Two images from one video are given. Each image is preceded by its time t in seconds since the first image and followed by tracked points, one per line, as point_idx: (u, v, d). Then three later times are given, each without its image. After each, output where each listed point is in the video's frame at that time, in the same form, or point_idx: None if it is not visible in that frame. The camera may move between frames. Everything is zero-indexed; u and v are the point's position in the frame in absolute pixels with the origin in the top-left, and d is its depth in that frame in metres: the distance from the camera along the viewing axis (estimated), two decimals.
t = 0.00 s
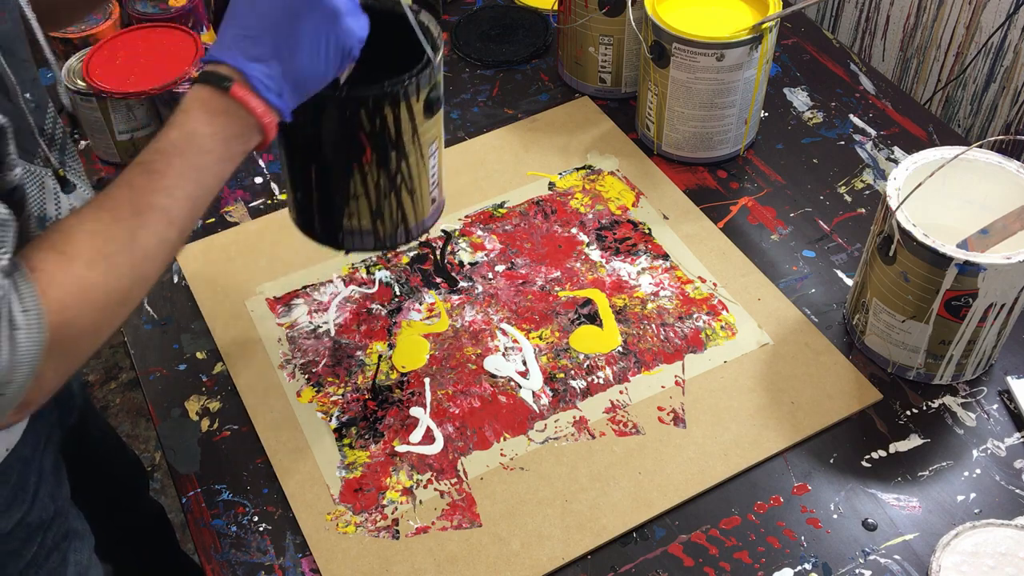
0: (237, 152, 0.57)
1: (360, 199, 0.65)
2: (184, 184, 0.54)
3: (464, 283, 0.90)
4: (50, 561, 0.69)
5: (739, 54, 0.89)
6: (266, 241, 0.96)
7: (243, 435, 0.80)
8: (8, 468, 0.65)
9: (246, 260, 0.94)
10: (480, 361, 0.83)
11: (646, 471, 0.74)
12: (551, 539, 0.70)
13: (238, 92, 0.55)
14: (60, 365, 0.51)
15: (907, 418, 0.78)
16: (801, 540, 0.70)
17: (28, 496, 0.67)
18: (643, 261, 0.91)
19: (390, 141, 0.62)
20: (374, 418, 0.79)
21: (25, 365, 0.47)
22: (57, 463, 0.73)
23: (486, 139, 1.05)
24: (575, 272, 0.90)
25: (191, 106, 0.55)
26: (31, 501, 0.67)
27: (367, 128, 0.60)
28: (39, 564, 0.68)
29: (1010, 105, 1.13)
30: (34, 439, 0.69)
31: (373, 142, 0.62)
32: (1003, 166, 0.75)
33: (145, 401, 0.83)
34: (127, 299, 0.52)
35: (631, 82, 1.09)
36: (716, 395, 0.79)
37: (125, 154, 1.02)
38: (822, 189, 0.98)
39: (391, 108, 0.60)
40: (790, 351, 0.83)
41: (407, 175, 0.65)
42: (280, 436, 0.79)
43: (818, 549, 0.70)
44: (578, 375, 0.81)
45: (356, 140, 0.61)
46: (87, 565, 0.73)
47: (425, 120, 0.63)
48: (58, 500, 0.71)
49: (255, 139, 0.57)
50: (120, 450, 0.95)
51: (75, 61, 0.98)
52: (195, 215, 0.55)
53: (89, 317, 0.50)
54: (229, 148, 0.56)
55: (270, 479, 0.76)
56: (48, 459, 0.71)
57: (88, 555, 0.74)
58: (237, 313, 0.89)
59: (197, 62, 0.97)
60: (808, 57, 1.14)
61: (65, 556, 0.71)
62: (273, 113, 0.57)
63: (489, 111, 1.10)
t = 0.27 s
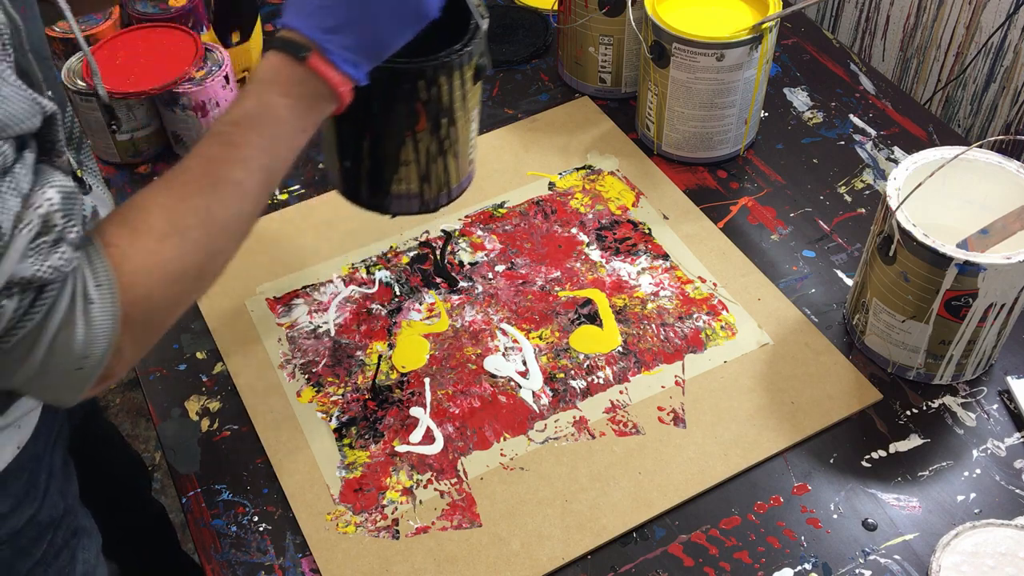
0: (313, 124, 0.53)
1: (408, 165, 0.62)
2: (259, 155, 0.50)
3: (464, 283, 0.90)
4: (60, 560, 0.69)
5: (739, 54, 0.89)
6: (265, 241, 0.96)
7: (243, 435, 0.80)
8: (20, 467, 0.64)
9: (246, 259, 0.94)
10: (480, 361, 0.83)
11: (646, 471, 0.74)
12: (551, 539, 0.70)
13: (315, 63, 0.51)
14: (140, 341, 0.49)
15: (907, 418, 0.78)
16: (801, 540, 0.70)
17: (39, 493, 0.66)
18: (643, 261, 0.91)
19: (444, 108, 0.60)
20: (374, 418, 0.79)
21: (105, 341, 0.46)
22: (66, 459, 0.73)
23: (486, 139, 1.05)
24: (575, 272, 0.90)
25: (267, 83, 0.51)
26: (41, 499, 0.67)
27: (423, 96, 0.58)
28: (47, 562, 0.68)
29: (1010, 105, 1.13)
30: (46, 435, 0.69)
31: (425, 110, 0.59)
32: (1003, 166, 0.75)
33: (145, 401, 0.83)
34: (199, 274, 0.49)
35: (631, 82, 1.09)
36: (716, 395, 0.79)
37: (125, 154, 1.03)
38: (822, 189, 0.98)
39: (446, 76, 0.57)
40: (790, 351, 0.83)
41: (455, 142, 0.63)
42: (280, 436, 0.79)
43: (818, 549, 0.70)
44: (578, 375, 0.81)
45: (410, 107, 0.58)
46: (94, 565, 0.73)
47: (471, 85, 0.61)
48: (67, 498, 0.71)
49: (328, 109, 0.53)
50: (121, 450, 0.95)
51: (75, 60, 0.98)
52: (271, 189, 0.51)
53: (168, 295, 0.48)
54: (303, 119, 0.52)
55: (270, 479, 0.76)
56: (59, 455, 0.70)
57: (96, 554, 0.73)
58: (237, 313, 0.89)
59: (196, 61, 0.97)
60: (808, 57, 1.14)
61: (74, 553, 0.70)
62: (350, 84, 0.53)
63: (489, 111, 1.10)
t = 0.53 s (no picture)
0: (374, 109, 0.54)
1: (480, 154, 0.65)
2: (317, 141, 0.51)
3: (464, 283, 0.90)
4: (61, 561, 0.69)
5: (739, 54, 0.89)
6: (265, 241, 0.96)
7: (243, 435, 0.80)
8: (23, 467, 0.64)
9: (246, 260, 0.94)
10: (480, 361, 0.83)
11: (646, 471, 0.74)
12: (551, 539, 0.70)
13: (375, 44, 0.52)
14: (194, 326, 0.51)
15: (907, 418, 0.78)
16: (801, 540, 0.70)
17: (42, 493, 0.67)
18: (643, 261, 0.91)
19: (512, 98, 0.63)
20: (374, 418, 0.79)
21: (156, 322, 0.48)
22: (66, 462, 0.73)
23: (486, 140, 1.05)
24: (575, 272, 0.90)
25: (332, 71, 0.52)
26: (45, 499, 0.67)
27: (497, 89, 0.61)
28: (50, 561, 0.67)
29: (1010, 105, 1.13)
30: (48, 438, 0.69)
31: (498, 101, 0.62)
32: (1003, 166, 0.75)
33: (145, 401, 0.83)
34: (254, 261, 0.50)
35: (631, 82, 1.09)
36: (716, 395, 0.79)
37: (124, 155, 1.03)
38: (822, 189, 0.98)
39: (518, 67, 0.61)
40: (790, 351, 0.83)
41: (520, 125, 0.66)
42: (280, 436, 0.79)
43: (818, 549, 0.70)
44: (578, 375, 0.81)
45: (485, 101, 0.61)
46: (95, 566, 0.73)
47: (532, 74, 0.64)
48: (69, 500, 0.71)
49: (393, 92, 0.55)
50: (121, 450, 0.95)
51: (74, 60, 0.98)
52: (331, 174, 0.53)
53: (217, 277, 0.49)
54: (366, 105, 0.53)
55: (270, 479, 0.77)
56: (60, 457, 0.71)
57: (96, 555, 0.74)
58: (237, 313, 0.89)
59: (196, 61, 0.97)
60: (808, 57, 1.14)
61: (75, 554, 0.70)
62: (410, 66, 0.54)
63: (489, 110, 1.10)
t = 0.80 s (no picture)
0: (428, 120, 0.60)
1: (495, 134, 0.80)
2: (372, 145, 0.56)
3: (464, 283, 0.90)
4: (62, 561, 0.68)
5: (739, 54, 0.89)
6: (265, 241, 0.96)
7: (243, 435, 0.80)
8: (25, 467, 0.65)
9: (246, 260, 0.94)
10: (480, 361, 0.83)
11: (646, 471, 0.74)
12: (551, 539, 0.70)
13: (432, 64, 0.60)
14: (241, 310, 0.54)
15: (907, 418, 0.78)
16: (801, 540, 0.70)
17: (43, 494, 0.66)
18: (643, 261, 0.91)
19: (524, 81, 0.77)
20: (374, 418, 0.79)
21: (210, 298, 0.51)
22: (67, 463, 0.73)
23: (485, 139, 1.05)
24: (575, 272, 0.90)
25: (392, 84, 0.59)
26: (46, 500, 0.67)
27: (510, 74, 0.75)
28: (51, 562, 0.67)
29: (1010, 105, 1.13)
30: (49, 438, 0.69)
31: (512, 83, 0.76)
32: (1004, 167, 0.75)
33: (145, 401, 0.83)
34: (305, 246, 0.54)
35: (631, 82, 1.09)
36: (716, 395, 0.79)
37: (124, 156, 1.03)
38: (822, 189, 0.98)
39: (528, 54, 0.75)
40: (790, 351, 0.83)
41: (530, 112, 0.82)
42: (280, 436, 0.79)
43: (818, 549, 0.70)
44: (578, 375, 0.81)
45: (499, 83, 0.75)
46: (96, 566, 0.73)
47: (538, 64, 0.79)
48: (70, 499, 0.70)
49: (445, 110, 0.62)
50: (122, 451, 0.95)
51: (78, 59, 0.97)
52: (382, 178, 0.58)
53: (269, 260, 0.53)
54: (420, 116, 0.59)
55: (270, 479, 0.76)
56: (61, 458, 0.71)
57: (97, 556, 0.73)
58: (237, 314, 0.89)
59: (196, 61, 0.97)
60: (808, 57, 1.14)
61: (76, 555, 0.70)
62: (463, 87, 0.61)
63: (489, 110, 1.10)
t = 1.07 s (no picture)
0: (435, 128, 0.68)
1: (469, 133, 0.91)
2: (381, 152, 0.62)
3: (464, 283, 0.90)
4: (70, 557, 0.68)
5: (739, 54, 0.89)
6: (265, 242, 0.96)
7: (243, 435, 0.80)
8: (34, 463, 0.65)
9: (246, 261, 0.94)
10: (480, 361, 0.83)
11: (646, 471, 0.74)
12: (551, 539, 0.70)
13: (441, 76, 0.68)
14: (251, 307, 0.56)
15: (907, 419, 0.78)
16: (801, 540, 0.70)
17: (50, 491, 0.67)
18: (643, 261, 0.91)
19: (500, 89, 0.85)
20: (374, 418, 0.79)
21: (222, 295, 0.53)
22: (72, 463, 0.73)
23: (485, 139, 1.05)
24: (575, 272, 0.90)
25: (404, 96, 0.67)
26: (54, 496, 0.67)
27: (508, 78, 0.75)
28: (60, 558, 0.67)
29: (1010, 105, 1.13)
30: (55, 436, 0.69)
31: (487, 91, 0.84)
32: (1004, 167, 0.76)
33: (145, 401, 0.83)
34: (314, 248, 0.57)
35: (631, 82, 1.09)
36: (716, 395, 0.79)
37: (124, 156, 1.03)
38: (822, 189, 0.98)
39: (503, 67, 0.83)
40: (790, 352, 0.83)
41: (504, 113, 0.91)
42: (280, 436, 0.79)
43: (818, 549, 0.70)
44: (578, 375, 0.81)
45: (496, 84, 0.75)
46: (101, 564, 0.73)
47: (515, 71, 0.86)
48: (76, 496, 0.71)
49: (454, 121, 0.70)
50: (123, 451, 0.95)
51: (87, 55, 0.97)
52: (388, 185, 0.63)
53: (280, 261, 0.56)
54: (429, 125, 0.67)
55: (270, 479, 0.76)
56: (66, 456, 0.71)
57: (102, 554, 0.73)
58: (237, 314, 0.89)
59: (196, 61, 0.97)
60: (808, 57, 1.14)
61: (83, 551, 0.70)
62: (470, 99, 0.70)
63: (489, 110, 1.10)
